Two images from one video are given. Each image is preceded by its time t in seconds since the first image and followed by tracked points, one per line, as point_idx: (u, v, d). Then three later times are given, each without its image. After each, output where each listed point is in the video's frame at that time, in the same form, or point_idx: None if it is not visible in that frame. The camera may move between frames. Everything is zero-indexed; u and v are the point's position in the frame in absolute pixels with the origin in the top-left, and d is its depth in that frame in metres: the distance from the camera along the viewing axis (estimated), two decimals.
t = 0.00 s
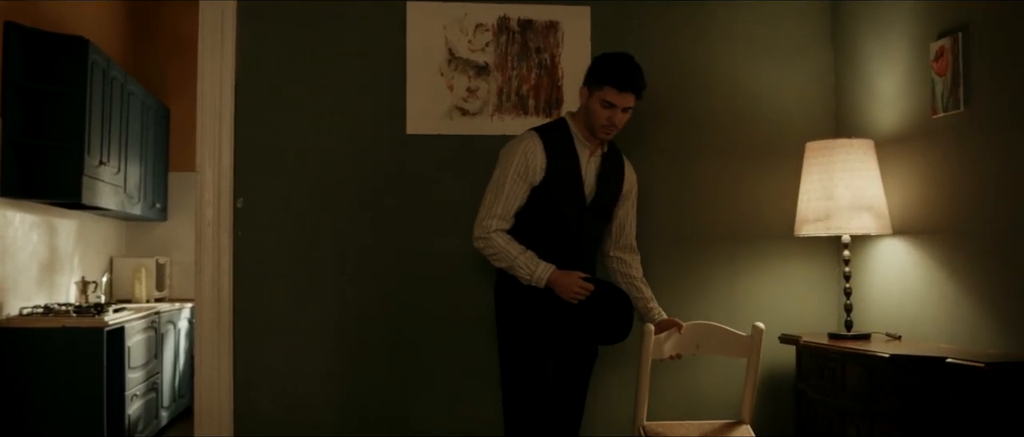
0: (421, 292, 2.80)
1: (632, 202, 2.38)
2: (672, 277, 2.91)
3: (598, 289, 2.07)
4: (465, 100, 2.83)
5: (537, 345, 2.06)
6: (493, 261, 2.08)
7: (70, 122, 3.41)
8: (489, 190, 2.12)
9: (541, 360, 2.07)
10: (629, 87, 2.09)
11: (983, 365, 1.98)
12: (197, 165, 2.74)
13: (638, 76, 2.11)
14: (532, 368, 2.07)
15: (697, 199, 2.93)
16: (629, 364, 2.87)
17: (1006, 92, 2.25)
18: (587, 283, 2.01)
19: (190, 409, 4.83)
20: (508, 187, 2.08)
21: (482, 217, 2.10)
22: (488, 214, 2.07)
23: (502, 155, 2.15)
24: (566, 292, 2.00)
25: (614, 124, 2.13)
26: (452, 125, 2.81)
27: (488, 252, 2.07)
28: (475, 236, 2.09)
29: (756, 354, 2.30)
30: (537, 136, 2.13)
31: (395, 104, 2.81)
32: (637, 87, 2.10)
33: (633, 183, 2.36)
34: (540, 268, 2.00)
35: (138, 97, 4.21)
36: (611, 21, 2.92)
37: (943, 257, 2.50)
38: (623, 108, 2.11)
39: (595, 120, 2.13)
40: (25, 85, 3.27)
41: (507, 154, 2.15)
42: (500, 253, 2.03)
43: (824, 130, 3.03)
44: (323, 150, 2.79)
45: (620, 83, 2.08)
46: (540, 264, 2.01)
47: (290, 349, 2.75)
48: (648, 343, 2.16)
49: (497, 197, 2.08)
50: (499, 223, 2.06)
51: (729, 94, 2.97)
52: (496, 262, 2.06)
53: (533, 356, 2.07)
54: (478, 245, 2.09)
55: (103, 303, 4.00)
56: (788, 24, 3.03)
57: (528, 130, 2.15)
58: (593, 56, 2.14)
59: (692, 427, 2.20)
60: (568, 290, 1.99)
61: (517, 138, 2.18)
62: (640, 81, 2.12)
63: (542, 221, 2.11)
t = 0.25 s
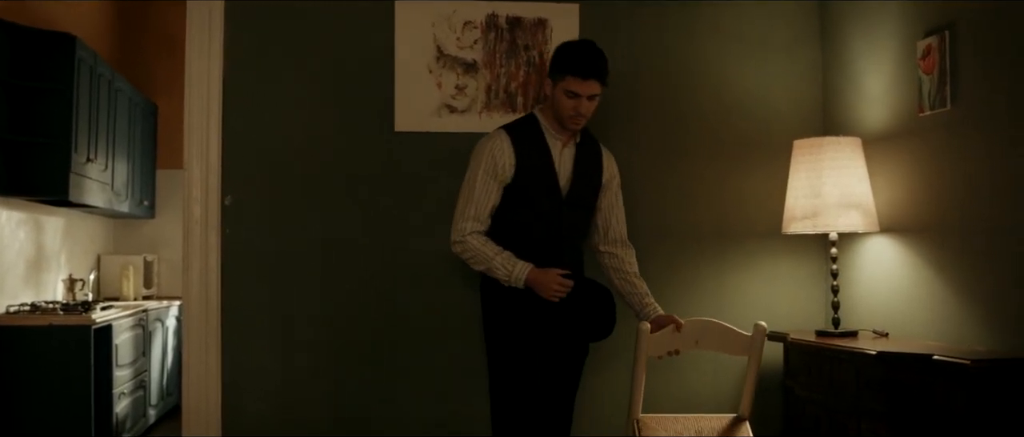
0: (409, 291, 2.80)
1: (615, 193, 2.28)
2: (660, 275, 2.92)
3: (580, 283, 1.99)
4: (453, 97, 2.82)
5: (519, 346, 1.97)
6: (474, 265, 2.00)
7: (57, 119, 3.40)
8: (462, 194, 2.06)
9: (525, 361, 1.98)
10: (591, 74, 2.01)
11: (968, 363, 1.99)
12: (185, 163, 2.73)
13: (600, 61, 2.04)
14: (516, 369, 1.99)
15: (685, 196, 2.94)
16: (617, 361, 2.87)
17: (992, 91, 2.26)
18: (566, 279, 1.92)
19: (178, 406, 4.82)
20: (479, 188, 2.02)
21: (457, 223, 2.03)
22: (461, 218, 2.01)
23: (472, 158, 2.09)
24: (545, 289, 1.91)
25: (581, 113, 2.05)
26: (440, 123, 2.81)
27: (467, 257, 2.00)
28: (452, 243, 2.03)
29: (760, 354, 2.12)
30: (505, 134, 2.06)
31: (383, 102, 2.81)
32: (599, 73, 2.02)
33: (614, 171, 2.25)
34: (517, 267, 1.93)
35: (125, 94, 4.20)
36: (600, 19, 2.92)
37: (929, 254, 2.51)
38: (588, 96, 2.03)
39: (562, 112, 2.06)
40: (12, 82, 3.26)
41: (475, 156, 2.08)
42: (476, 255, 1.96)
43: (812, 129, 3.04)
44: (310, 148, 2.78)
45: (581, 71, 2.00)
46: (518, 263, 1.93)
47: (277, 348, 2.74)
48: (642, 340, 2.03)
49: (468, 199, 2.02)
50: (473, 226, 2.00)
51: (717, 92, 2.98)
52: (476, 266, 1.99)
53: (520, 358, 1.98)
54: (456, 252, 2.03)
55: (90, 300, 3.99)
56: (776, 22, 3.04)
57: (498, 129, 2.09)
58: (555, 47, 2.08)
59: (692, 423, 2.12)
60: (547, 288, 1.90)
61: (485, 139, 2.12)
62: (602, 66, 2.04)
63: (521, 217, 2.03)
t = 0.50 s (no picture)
0: (402, 290, 2.80)
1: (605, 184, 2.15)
2: (654, 274, 2.92)
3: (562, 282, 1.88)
4: (447, 96, 2.82)
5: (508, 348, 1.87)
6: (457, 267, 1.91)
7: (51, 118, 3.40)
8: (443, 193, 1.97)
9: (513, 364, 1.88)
10: (558, 61, 1.87)
11: (962, 362, 2.00)
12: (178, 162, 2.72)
13: (569, 46, 1.89)
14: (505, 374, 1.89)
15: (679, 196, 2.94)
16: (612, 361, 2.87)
17: (986, 91, 2.27)
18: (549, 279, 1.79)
19: (172, 406, 4.81)
20: (456, 186, 1.93)
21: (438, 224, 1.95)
22: (442, 219, 1.93)
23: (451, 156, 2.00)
24: (526, 292, 1.78)
25: (552, 103, 1.91)
26: (434, 122, 2.81)
27: (449, 259, 1.90)
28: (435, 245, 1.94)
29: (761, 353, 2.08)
30: (478, 131, 1.96)
31: (377, 102, 2.81)
32: (567, 60, 1.88)
33: (601, 161, 2.12)
34: (497, 268, 1.82)
35: (119, 93, 4.19)
36: (595, 18, 2.92)
37: (923, 253, 2.52)
38: (556, 84, 1.89)
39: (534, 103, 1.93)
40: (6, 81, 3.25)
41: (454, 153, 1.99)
42: (457, 257, 1.87)
43: (805, 129, 3.04)
44: (304, 148, 2.78)
45: (545, 59, 1.87)
46: (498, 264, 1.83)
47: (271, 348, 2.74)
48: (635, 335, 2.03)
49: (448, 199, 1.93)
50: (454, 226, 1.91)
51: (711, 91, 2.98)
52: (459, 268, 1.89)
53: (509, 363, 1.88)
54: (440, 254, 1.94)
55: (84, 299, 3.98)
56: (769, 22, 3.04)
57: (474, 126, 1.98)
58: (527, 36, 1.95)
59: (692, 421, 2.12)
60: (527, 289, 1.78)
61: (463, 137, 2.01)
62: (571, 51, 1.89)
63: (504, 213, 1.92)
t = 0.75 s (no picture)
0: (397, 291, 2.80)
1: (601, 185, 2.08)
2: (649, 274, 2.92)
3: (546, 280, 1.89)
4: (442, 96, 2.82)
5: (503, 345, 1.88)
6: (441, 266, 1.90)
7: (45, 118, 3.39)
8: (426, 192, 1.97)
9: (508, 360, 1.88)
10: (529, 51, 1.87)
11: (957, 362, 2.01)
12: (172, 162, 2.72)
13: (543, 37, 1.89)
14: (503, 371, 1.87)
15: (673, 196, 2.94)
16: (606, 361, 2.87)
17: (980, 92, 2.27)
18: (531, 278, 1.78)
19: (166, 406, 4.81)
20: (438, 185, 1.92)
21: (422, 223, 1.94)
22: (425, 219, 1.92)
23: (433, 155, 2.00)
24: (507, 292, 1.77)
25: (524, 95, 1.90)
26: (429, 122, 2.81)
27: (432, 259, 1.89)
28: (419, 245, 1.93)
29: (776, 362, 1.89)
30: (461, 130, 1.96)
31: (371, 102, 2.81)
32: (539, 50, 1.87)
33: (590, 156, 2.06)
34: (479, 267, 1.81)
35: (113, 93, 4.18)
36: (589, 18, 2.92)
37: (916, 254, 2.53)
38: (529, 74, 1.89)
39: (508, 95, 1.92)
40: None
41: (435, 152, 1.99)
42: (440, 256, 1.86)
43: (799, 129, 3.05)
44: (299, 148, 2.77)
45: (517, 49, 1.87)
46: (480, 263, 1.82)
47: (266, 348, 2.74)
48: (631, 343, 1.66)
49: (429, 197, 1.92)
50: (436, 225, 1.90)
51: (705, 91, 2.99)
52: (442, 267, 1.88)
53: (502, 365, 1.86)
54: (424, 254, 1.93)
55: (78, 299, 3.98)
56: (764, 22, 3.05)
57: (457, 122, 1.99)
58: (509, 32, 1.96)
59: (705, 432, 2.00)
60: (508, 289, 1.77)
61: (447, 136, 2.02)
62: (546, 43, 1.89)
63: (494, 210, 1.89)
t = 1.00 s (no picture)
0: (392, 291, 2.79)
1: (605, 189, 2.01)
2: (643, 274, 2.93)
3: (532, 276, 1.90)
4: (435, 96, 2.82)
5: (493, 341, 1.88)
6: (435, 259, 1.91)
7: (38, 117, 3.38)
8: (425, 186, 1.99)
9: (500, 358, 1.88)
10: (523, 42, 1.86)
11: (949, 361, 2.01)
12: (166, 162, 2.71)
13: (539, 31, 1.88)
14: (493, 368, 1.88)
15: (667, 196, 2.95)
16: (600, 361, 2.88)
17: (973, 92, 2.28)
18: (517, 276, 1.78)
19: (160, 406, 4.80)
20: (433, 180, 1.94)
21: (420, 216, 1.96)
22: (421, 212, 1.94)
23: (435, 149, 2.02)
24: (492, 288, 1.78)
25: (519, 87, 1.89)
26: (422, 122, 2.81)
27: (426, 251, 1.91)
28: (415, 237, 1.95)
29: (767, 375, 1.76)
30: (460, 124, 1.98)
31: (365, 102, 2.80)
32: (533, 42, 1.86)
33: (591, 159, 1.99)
34: (467, 262, 1.82)
35: (106, 92, 4.17)
36: (583, 18, 2.93)
37: (909, 254, 2.53)
38: (523, 66, 1.87)
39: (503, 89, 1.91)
40: None
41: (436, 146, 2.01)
42: (431, 250, 1.88)
43: (792, 129, 3.05)
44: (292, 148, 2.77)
45: (511, 39, 1.87)
46: (469, 258, 1.83)
47: (261, 348, 2.74)
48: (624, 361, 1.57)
49: (426, 191, 1.94)
50: (431, 218, 1.92)
51: (699, 91, 2.99)
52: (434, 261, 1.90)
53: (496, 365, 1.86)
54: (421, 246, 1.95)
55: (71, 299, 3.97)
56: (757, 23, 3.05)
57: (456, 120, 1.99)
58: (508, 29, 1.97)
59: None
60: (492, 285, 1.78)
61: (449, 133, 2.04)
62: (541, 37, 1.88)
63: (483, 213, 1.90)
